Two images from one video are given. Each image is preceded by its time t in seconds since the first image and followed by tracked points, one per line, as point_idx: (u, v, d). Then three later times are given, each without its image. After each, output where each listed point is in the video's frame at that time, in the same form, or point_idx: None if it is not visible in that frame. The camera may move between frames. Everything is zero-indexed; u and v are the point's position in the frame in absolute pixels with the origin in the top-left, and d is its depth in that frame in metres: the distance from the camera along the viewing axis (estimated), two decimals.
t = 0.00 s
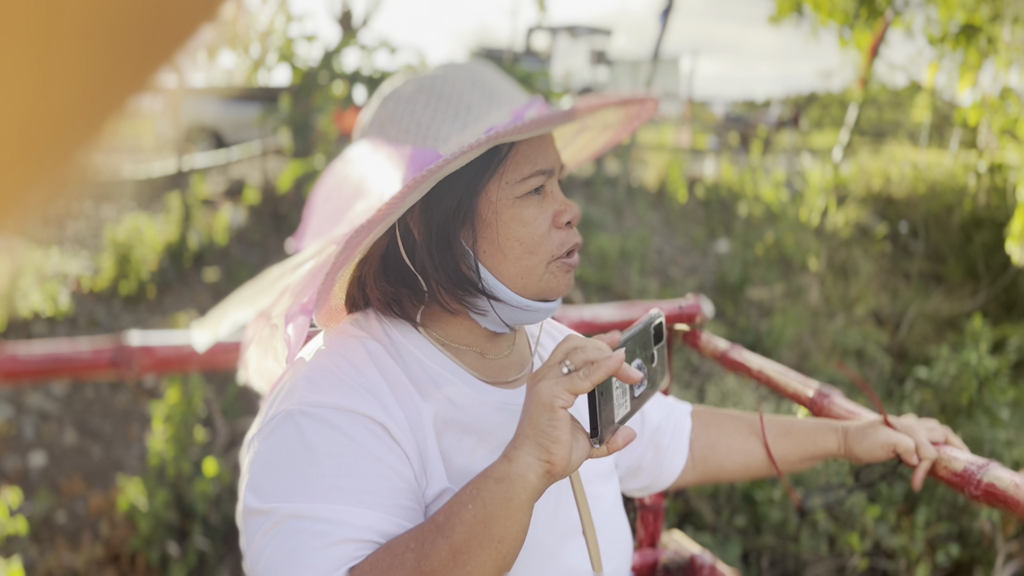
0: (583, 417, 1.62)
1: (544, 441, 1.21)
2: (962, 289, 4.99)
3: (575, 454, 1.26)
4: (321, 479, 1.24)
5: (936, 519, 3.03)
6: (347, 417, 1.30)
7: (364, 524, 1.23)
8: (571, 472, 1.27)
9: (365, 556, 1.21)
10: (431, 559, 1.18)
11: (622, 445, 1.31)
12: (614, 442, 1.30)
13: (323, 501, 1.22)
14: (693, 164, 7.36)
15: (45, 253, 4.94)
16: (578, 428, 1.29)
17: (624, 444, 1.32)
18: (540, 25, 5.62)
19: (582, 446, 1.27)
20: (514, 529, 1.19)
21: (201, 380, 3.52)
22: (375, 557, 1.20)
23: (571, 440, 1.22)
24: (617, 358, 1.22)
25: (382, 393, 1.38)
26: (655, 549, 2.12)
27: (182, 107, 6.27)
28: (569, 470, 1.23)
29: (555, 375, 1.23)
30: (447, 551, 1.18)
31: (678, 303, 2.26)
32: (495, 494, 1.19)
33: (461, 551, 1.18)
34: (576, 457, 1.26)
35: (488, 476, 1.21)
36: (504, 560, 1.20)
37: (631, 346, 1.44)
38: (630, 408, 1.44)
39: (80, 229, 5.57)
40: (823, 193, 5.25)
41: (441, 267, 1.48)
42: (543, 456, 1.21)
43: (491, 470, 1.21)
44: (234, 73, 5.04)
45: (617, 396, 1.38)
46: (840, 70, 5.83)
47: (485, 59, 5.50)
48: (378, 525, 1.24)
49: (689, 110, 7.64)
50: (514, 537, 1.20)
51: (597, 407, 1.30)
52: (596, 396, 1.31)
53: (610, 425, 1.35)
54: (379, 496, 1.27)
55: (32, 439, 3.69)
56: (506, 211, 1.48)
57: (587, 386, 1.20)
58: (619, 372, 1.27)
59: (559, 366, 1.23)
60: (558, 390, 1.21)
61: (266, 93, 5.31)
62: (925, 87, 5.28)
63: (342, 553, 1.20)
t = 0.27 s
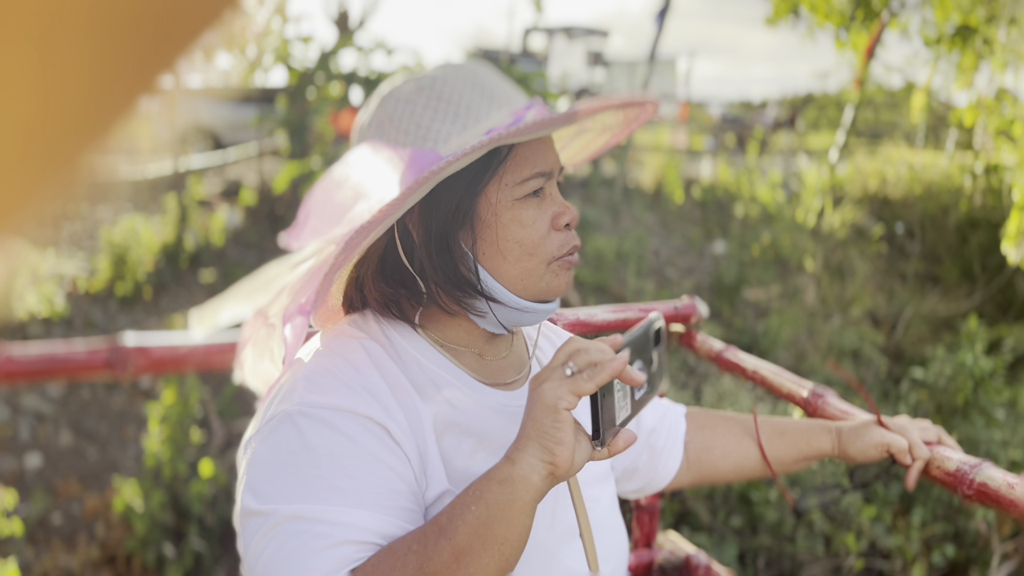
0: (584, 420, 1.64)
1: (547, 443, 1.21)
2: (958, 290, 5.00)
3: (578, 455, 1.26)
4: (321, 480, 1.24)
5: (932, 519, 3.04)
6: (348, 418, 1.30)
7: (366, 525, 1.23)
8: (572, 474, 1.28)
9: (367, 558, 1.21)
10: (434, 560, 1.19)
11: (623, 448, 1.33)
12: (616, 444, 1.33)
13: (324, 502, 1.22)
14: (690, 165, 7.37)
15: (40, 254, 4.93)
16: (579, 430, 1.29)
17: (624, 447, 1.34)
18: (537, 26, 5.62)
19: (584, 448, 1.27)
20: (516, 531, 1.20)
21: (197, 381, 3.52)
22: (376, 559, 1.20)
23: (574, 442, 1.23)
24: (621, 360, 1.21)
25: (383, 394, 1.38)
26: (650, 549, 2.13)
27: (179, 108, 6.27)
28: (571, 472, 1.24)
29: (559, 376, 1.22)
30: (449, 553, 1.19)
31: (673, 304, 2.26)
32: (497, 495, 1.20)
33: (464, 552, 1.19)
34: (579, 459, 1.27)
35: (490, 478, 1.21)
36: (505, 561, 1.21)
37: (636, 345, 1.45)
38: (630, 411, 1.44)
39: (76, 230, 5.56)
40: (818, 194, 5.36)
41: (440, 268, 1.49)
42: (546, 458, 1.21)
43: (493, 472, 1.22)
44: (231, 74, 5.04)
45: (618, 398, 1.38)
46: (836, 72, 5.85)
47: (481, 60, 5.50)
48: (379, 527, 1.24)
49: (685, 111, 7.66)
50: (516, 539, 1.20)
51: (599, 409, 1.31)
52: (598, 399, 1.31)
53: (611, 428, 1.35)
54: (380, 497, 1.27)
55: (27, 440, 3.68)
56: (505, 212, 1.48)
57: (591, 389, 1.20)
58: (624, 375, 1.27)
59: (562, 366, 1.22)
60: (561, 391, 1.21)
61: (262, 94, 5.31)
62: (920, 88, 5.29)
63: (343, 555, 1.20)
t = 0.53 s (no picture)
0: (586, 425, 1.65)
1: (550, 447, 1.23)
2: (954, 291, 5.02)
3: (580, 460, 1.27)
4: (322, 483, 1.24)
5: (928, 519, 3.05)
6: (350, 421, 1.30)
7: (367, 529, 1.23)
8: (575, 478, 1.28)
9: (367, 562, 1.21)
10: (435, 564, 1.19)
11: (625, 453, 1.34)
12: (617, 448, 1.33)
13: (324, 505, 1.22)
14: (687, 167, 7.38)
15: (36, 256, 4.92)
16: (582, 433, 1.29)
17: (627, 451, 1.34)
18: (534, 27, 5.62)
19: (587, 452, 1.28)
20: (518, 535, 1.20)
21: (194, 383, 3.51)
22: (376, 562, 1.20)
23: (577, 446, 1.24)
24: (626, 368, 1.27)
25: (384, 396, 1.38)
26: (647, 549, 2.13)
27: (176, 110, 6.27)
28: (574, 476, 1.25)
29: (563, 383, 1.26)
30: (451, 557, 1.19)
31: (669, 305, 2.26)
32: (499, 500, 1.20)
33: (465, 556, 1.19)
34: (581, 463, 1.27)
35: (492, 482, 1.22)
36: (507, 566, 1.21)
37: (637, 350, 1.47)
38: (632, 414, 1.44)
39: (73, 231, 5.56)
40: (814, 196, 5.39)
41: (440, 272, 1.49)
42: (549, 462, 1.22)
43: (496, 476, 1.23)
44: (228, 75, 5.04)
45: (621, 402, 1.38)
46: (832, 73, 5.86)
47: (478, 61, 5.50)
48: (380, 530, 1.24)
49: (682, 113, 7.67)
50: (518, 543, 1.21)
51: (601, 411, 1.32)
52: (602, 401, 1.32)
53: (613, 432, 1.35)
54: (382, 501, 1.27)
55: (24, 441, 3.67)
56: (507, 215, 1.48)
57: (596, 394, 1.23)
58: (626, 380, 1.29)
59: (566, 372, 1.26)
60: (565, 396, 1.24)
61: (259, 95, 5.31)
62: (916, 90, 5.30)
63: (344, 558, 1.20)
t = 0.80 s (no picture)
0: (589, 428, 1.66)
1: (554, 451, 1.22)
2: (951, 292, 5.03)
3: (585, 464, 1.26)
4: (325, 487, 1.24)
5: (925, 520, 3.06)
6: (353, 424, 1.30)
7: (371, 532, 1.23)
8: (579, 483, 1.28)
9: (371, 566, 1.22)
10: (439, 568, 1.19)
11: (629, 455, 1.32)
12: (621, 451, 1.32)
13: (328, 509, 1.23)
14: (684, 168, 7.39)
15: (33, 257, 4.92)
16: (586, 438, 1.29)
17: (630, 455, 1.32)
18: (531, 28, 5.63)
19: (591, 456, 1.27)
20: (523, 539, 1.20)
21: (191, 384, 3.51)
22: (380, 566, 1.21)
23: (581, 450, 1.23)
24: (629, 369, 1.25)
25: (387, 399, 1.38)
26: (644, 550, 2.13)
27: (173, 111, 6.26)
28: (577, 480, 1.24)
29: (566, 384, 1.26)
30: (455, 562, 1.19)
31: (666, 306, 2.27)
32: (504, 503, 1.20)
33: (470, 560, 1.19)
34: (585, 467, 1.27)
35: (496, 485, 1.22)
36: (512, 569, 1.22)
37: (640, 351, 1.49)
38: (635, 417, 1.44)
39: (70, 233, 5.55)
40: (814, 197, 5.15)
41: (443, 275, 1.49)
42: (553, 466, 1.22)
43: (500, 479, 1.22)
44: (226, 76, 5.04)
45: (624, 405, 1.38)
46: (830, 74, 5.87)
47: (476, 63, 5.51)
48: (384, 534, 1.25)
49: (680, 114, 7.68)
50: (522, 547, 1.21)
51: (605, 415, 1.32)
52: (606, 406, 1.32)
53: (617, 435, 1.35)
54: (385, 504, 1.27)
55: (21, 443, 3.66)
56: (507, 217, 1.48)
57: (600, 397, 1.23)
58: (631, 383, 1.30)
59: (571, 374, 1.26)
60: (569, 399, 1.23)
61: (257, 97, 5.31)
62: (913, 91, 5.31)
63: (348, 562, 1.21)
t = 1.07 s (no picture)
0: (593, 431, 1.66)
1: (557, 454, 1.22)
2: (949, 293, 5.03)
3: (587, 467, 1.27)
4: (327, 490, 1.24)
5: (922, 521, 3.06)
6: (355, 427, 1.30)
7: (372, 535, 1.23)
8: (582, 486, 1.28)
9: (372, 569, 1.21)
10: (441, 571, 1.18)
11: (631, 459, 1.33)
12: (623, 454, 1.32)
13: (329, 512, 1.22)
14: (682, 169, 7.40)
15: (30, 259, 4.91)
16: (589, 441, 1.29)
17: (633, 456, 1.34)
18: (529, 29, 5.63)
19: (593, 459, 1.28)
20: (525, 542, 1.20)
21: (189, 386, 3.50)
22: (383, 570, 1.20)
23: (585, 453, 1.23)
24: (633, 371, 1.23)
25: (389, 402, 1.38)
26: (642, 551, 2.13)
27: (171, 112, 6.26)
28: (581, 483, 1.24)
29: (569, 387, 1.25)
30: (458, 565, 1.19)
31: (664, 307, 2.27)
32: (508, 507, 1.19)
33: (473, 564, 1.19)
34: (588, 470, 1.27)
35: (499, 488, 1.22)
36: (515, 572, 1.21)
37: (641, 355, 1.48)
38: (638, 419, 1.44)
39: (67, 234, 5.54)
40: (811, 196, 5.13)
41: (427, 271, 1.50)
42: (556, 468, 1.22)
43: (502, 483, 1.22)
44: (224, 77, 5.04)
45: (627, 408, 1.38)
46: (827, 76, 5.88)
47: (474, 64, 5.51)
48: (385, 537, 1.24)
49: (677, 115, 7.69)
50: (524, 550, 1.20)
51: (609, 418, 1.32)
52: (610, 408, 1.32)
53: (620, 437, 1.35)
54: (387, 507, 1.27)
55: (18, 445, 3.65)
56: (490, 218, 1.47)
57: (603, 400, 1.22)
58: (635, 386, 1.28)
59: (575, 377, 1.24)
60: (572, 402, 1.23)
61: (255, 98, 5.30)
62: (911, 92, 5.32)
63: (349, 565, 1.20)
